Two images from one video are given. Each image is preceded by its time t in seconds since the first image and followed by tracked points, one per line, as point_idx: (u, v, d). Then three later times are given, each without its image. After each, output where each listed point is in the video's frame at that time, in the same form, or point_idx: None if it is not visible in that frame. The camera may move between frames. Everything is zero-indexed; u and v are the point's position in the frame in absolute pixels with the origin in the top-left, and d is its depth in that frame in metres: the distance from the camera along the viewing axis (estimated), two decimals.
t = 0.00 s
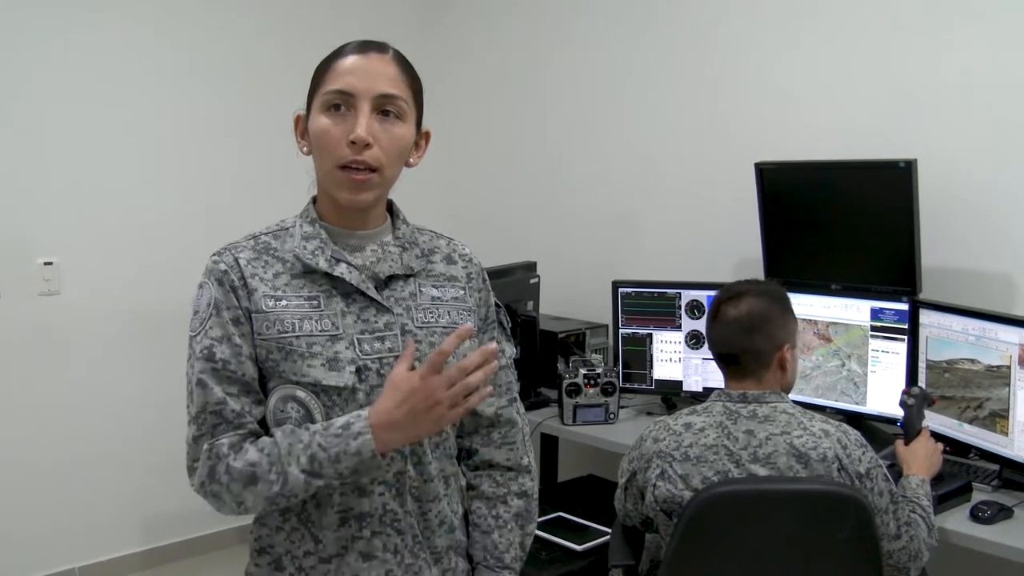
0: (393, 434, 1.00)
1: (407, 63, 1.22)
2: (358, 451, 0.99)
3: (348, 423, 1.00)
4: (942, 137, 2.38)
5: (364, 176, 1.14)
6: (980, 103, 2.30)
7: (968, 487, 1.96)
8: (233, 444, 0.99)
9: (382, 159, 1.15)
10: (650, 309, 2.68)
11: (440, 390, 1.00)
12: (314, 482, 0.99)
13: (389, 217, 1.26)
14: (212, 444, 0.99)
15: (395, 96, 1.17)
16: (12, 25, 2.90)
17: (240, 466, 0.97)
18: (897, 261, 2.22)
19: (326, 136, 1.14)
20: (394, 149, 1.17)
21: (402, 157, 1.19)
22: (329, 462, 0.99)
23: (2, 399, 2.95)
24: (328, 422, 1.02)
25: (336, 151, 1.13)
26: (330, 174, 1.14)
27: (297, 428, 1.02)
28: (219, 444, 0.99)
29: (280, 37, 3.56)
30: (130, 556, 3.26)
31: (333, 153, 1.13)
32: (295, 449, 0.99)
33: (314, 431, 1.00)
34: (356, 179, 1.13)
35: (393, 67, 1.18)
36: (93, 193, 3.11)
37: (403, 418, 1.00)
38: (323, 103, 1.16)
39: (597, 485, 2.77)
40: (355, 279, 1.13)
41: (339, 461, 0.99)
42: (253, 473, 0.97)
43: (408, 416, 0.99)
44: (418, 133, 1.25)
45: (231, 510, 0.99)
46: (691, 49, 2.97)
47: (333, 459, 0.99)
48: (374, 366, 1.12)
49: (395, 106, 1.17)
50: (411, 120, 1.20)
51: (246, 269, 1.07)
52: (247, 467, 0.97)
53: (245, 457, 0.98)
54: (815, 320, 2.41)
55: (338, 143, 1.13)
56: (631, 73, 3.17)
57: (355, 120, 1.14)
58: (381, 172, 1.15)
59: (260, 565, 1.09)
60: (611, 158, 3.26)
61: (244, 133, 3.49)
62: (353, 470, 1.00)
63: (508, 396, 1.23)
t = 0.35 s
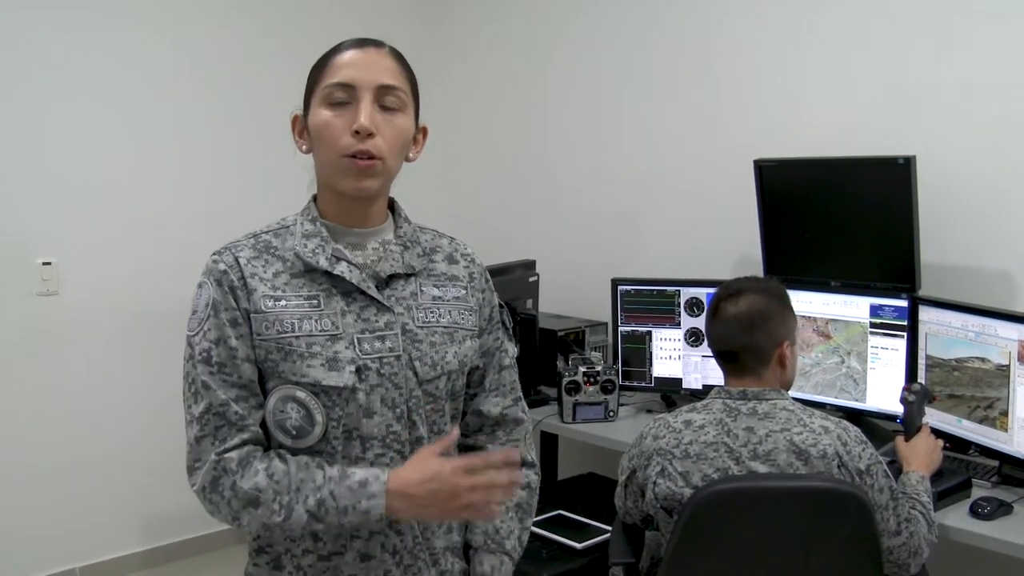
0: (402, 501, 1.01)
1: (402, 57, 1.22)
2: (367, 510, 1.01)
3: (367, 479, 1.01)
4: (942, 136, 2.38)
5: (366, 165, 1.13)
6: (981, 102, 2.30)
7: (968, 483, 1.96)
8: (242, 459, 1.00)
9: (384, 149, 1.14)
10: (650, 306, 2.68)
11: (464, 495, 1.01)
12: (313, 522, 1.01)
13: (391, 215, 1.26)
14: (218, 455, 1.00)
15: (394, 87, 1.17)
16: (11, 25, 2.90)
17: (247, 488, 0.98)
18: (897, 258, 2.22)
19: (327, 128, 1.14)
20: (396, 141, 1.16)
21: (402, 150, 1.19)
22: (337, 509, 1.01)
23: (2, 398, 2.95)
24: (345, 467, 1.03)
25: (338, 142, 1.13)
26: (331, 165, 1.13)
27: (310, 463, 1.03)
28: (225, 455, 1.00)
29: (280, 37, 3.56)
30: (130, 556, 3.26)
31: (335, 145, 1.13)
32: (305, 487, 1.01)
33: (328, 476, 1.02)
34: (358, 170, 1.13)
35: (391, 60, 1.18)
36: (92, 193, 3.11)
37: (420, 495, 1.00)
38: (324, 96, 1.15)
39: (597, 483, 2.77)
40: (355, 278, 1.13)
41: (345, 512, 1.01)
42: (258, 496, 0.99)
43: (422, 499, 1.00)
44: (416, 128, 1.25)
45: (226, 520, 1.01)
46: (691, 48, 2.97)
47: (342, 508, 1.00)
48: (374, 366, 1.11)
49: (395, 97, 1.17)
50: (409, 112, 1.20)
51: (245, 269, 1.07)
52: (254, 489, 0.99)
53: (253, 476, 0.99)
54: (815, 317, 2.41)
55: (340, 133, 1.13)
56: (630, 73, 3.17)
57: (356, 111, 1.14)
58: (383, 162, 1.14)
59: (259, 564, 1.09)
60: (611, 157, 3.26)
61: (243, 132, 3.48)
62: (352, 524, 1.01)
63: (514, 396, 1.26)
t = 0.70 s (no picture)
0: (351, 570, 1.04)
1: (413, 56, 1.22)
2: (316, 569, 1.04)
3: (327, 542, 1.05)
4: (942, 136, 2.38)
5: (369, 163, 1.13)
6: (981, 103, 2.29)
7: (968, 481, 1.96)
8: (216, 473, 1.04)
9: (387, 147, 1.14)
10: (649, 304, 2.68)
11: None
12: (268, 558, 1.05)
13: (397, 211, 1.26)
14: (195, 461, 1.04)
15: (402, 84, 1.17)
16: (11, 24, 2.89)
17: (216, 504, 1.02)
18: (897, 255, 2.22)
19: (331, 124, 1.14)
20: (401, 140, 1.16)
21: (407, 148, 1.18)
22: (292, 555, 1.04)
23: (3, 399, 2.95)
24: (313, 520, 1.07)
25: (342, 139, 1.13)
26: (334, 163, 1.13)
27: (279, 499, 1.06)
28: (201, 466, 1.04)
29: (280, 35, 3.55)
30: (130, 554, 3.26)
31: (339, 142, 1.13)
32: (268, 524, 1.04)
33: (292, 525, 1.05)
34: (361, 168, 1.13)
35: (398, 57, 1.18)
36: (92, 191, 3.10)
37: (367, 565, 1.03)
38: (330, 91, 1.15)
39: (597, 480, 2.77)
40: (350, 276, 1.13)
41: (298, 564, 1.04)
42: (223, 515, 1.02)
43: None
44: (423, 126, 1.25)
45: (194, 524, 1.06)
46: (690, 48, 2.96)
47: (297, 558, 1.04)
48: (366, 365, 1.12)
49: (402, 94, 1.17)
50: (416, 110, 1.20)
51: (241, 266, 1.10)
52: (221, 509, 1.02)
53: (224, 495, 1.03)
54: (815, 315, 2.41)
55: (345, 131, 1.13)
56: (630, 72, 3.16)
57: (361, 108, 1.14)
58: (387, 160, 1.14)
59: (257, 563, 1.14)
60: (610, 155, 3.26)
61: (243, 130, 3.47)
62: None
63: (522, 398, 1.26)
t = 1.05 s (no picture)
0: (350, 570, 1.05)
1: (415, 59, 1.22)
2: (315, 571, 1.05)
3: (328, 546, 1.05)
4: (942, 135, 2.38)
5: (377, 171, 1.13)
6: (981, 102, 2.29)
7: (966, 480, 1.96)
8: (217, 476, 1.04)
9: (395, 154, 1.14)
10: (647, 304, 2.68)
11: None
12: (268, 560, 1.05)
13: (395, 212, 1.26)
14: (196, 464, 1.04)
15: (409, 91, 1.17)
16: (10, 25, 2.89)
17: (217, 507, 1.03)
18: (894, 254, 2.22)
19: (337, 129, 1.13)
20: (407, 146, 1.16)
21: (412, 153, 1.18)
22: (292, 558, 1.04)
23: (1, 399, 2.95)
24: (313, 522, 1.07)
25: (349, 144, 1.12)
26: (339, 168, 1.13)
27: (280, 501, 1.07)
28: (201, 468, 1.04)
29: (278, 35, 3.54)
30: (128, 553, 3.26)
31: (345, 147, 1.12)
32: (268, 526, 1.05)
33: (292, 528, 1.05)
34: (368, 175, 1.13)
35: (403, 61, 1.18)
36: (90, 192, 3.10)
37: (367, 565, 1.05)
38: (335, 96, 1.15)
39: (595, 480, 2.77)
40: (348, 278, 1.13)
41: (298, 566, 1.05)
42: (223, 518, 1.03)
43: None
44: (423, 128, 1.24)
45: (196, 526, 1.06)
46: (690, 48, 2.96)
47: (297, 561, 1.05)
48: (364, 365, 1.11)
49: (408, 100, 1.17)
50: (421, 116, 1.20)
51: (239, 268, 1.10)
52: (221, 511, 1.03)
53: (224, 498, 1.04)
54: (812, 314, 2.40)
55: (351, 136, 1.12)
56: (629, 71, 3.16)
57: (369, 113, 1.14)
58: (394, 167, 1.15)
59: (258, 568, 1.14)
60: (609, 155, 3.26)
61: (241, 131, 3.47)
62: None
63: (519, 398, 1.26)
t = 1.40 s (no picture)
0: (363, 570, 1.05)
1: (405, 57, 1.21)
2: (330, 568, 1.04)
3: (340, 543, 1.05)
4: (940, 134, 2.37)
5: (373, 170, 1.13)
6: (981, 101, 2.29)
7: (964, 478, 1.96)
8: (225, 478, 1.03)
9: (388, 153, 1.14)
10: (645, 302, 2.68)
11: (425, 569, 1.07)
12: (279, 561, 1.04)
13: (388, 211, 1.25)
14: (203, 467, 1.02)
15: (400, 89, 1.16)
16: (8, 24, 2.88)
17: (226, 509, 1.02)
18: (891, 252, 2.22)
19: (331, 131, 1.13)
20: (400, 145, 1.16)
21: (405, 151, 1.18)
22: (303, 556, 1.04)
23: None
24: (322, 520, 1.07)
25: (343, 146, 1.12)
26: (335, 169, 1.13)
27: (289, 501, 1.06)
28: (209, 471, 1.02)
29: (276, 34, 3.53)
30: (126, 553, 3.25)
31: (339, 148, 1.12)
32: (279, 526, 1.04)
33: (303, 527, 1.05)
34: (364, 176, 1.13)
35: (392, 59, 1.17)
36: (87, 191, 3.08)
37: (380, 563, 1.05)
38: (325, 97, 1.14)
39: (593, 479, 2.77)
40: (351, 276, 1.13)
41: (310, 564, 1.04)
42: (233, 520, 1.02)
43: None
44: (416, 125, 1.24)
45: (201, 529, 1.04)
46: (689, 47, 2.95)
47: (309, 559, 1.04)
48: (371, 363, 1.11)
49: (399, 98, 1.17)
50: (413, 114, 1.20)
51: (242, 267, 1.08)
52: (231, 513, 1.02)
53: (234, 499, 1.02)
54: (809, 312, 2.40)
55: (345, 137, 1.12)
56: (628, 71, 3.15)
57: (361, 114, 1.13)
58: (389, 166, 1.14)
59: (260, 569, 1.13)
60: (607, 154, 3.25)
61: (240, 133, 3.46)
62: None
63: (513, 392, 1.27)
